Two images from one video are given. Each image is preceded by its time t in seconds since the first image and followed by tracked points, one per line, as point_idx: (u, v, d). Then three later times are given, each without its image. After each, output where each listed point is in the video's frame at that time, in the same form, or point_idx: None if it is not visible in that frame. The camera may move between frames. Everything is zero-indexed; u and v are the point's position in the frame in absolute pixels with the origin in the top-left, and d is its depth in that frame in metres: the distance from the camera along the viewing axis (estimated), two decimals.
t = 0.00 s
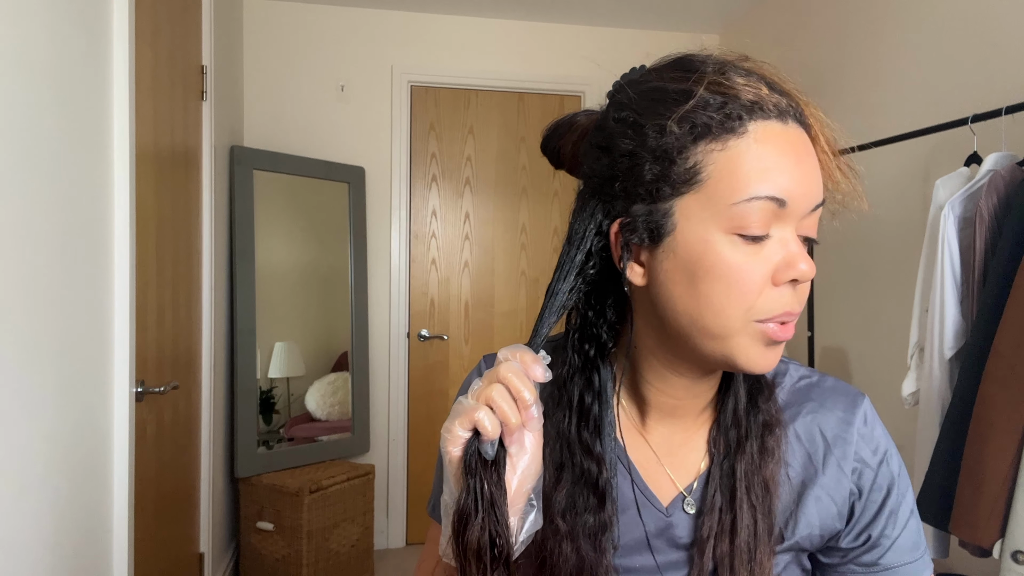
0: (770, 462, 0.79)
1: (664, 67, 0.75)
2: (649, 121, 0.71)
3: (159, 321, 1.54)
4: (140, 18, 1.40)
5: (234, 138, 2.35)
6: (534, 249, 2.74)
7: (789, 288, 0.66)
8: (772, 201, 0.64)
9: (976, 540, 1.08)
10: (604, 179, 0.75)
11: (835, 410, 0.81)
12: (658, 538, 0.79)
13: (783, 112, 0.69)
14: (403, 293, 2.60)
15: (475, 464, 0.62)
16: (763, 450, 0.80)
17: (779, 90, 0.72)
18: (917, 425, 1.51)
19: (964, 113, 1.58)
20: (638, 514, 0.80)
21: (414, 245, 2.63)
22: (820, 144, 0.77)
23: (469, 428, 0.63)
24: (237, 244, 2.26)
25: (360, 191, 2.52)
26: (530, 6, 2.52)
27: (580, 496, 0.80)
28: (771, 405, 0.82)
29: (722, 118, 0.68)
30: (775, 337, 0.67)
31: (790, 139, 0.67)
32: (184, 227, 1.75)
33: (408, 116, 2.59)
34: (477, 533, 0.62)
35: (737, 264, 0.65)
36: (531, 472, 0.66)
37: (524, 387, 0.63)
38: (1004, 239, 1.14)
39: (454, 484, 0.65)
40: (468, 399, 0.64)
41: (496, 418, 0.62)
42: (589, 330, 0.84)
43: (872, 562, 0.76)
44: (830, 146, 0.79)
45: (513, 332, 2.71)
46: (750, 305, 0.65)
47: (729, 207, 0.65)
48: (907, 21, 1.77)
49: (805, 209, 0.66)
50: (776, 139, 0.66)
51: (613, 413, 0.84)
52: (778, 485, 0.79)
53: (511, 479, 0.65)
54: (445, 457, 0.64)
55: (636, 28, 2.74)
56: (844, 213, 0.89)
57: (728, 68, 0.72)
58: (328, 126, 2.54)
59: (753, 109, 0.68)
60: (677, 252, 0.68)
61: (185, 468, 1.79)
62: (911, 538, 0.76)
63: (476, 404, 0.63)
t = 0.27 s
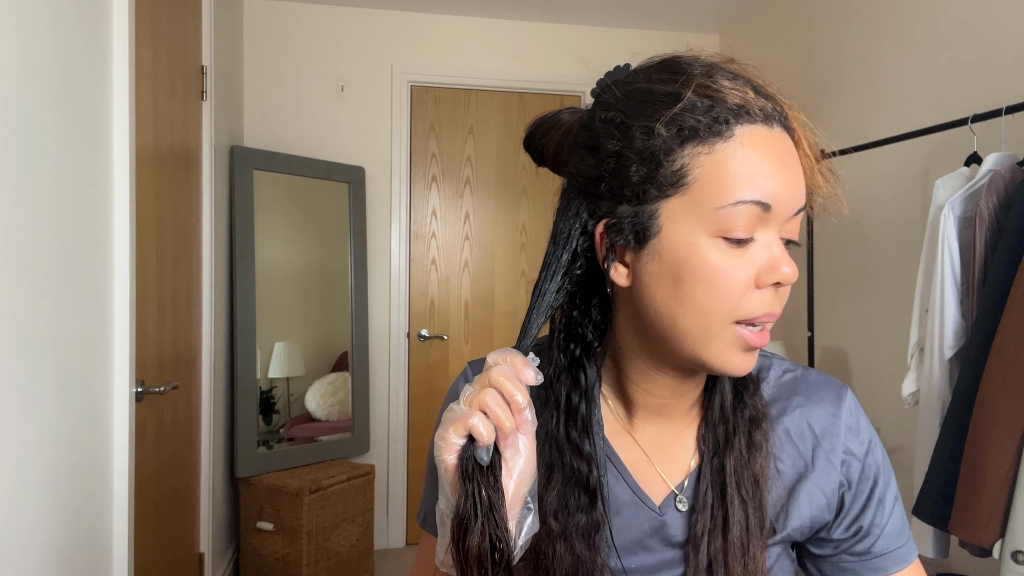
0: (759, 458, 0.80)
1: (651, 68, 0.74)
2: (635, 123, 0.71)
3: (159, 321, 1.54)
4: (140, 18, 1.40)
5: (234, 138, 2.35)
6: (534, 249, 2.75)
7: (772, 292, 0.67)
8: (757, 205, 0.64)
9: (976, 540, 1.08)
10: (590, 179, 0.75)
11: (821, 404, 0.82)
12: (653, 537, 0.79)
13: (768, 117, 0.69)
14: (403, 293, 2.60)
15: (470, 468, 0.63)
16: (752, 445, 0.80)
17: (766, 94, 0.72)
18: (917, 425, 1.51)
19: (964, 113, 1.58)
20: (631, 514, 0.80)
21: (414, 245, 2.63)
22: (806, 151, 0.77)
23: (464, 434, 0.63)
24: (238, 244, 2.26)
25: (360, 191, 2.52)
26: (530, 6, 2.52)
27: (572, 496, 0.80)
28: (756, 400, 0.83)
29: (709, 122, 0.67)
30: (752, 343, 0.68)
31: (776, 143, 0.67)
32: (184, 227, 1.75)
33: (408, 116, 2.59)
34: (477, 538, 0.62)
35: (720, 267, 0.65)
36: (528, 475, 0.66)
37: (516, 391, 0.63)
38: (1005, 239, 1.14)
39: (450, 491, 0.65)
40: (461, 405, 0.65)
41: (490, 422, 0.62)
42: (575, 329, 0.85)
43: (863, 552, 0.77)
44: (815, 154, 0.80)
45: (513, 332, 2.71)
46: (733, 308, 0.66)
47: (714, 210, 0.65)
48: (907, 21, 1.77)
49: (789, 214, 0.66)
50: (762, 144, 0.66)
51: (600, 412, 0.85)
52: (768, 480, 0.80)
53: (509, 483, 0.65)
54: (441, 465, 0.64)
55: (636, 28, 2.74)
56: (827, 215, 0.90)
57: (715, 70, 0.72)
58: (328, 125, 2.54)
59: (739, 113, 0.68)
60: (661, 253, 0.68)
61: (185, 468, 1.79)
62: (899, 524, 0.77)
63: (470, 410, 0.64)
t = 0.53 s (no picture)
0: (753, 453, 0.80)
1: (646, 69, 0.74)
2: (630, 123, 0.71)
3: (159, 321, 1.54)
4: (140, 18, 1.40)
5: (234, 138, 2.35)
6: (534, 249, 2.75)
7: (764, 291, 0.67)
8: (749, 204, 0.65)
9: (976, 540, 1.08)
10: (585, 180, 0.75)
11: (813, 398, 0.82)
12: (651, 533, 0.79)
13: (762, 118, 0.69)
14: (403, 293, 2.60)
15: (466, 465, 0.62)
16: (745, 440, 0.80)
17: (759, 95, 0.72)
18: (917, 425, 1.51)
19: (964, 113, 1.58)
20: (630, 510, 0.80)
21: (414, 245, 2.63)
22: (800, 153, 0.77)
23: (459, 430, 0.63)
24: (238, 245, 2.26)
25: (360, 191, 2.52)
26: (530, 6, 2.52)
27: (569, 492, 0.80)
28: (751, 395, 0.83)
29: (703, 122, 0.67)
30: (745, 342, 0.68)
31: (769, 143, 0.67)
32: (184, 227, 1.75)
33: (408, 116, 2.59)
34: (474, 532, 0.63)
35: (713, 265, 0.65)
36: (523, 471, 0.66)
37: (512, 387, 0.63)
38: (1004, 239, 1.14)
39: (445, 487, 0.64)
40: (456, 402, 0.64)
41: (486, 418, 0.62)
42: (570, 327, 0.84)
43: (862, 543, 0.76)
44: (813, 163, 0.80)
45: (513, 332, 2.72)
46: (726, 307, 0.66)
47: (707, 209, 0.65)
48: (906, 21, 1.77)
49: (781, 213, 0.66)
50: (755, 144, 0.67)
51: (596, 409, 0.85)
52: (763, 475, 0.80)
53: (504, 478, 0.65)
54: (437, 462, 0.64)
55: (635, 28, 2.74)
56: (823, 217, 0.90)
57: (710, 72, 0.72)
58: (327, 126, 2.54)
59: (732, 114, 0.68)
60: (655, 252, 0.68)
61: (185, 468, 1.79)
62: (897, 514, 0.75)
63: (466, 406, 0.63)
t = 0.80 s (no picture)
0: (748, 454, 0.80)
1: (645, 70, 0.74)
2: (627, 124, 0.71)
3: (159, 320, 1.54)
4: (140, 18, 1.40)
5: (234, 138, 2.35)
6: (534, 249, 2.75)
7: (759, 295, 0.67)
8: (745, 208, 0.64)
9: (976, 540, 1.08)
10: (582, 180, 0.75)
11: (812, 400, 0.82)
12: (645, 534, 0.79)
13: (760, 121, 0.69)
14: (403, 293, 2.61)
15: (453, 467, 0.63)
16: (741, 441, 0.80)
17: (758, 98, 0.71)
18: (918, 425, 1.51)
19: (964, 113, 1.57)
20: (623, 510, 0.80)
21: (414, 245, 2.63)
22: (797, 154, 0.77)
23: (447, 432, 0.63)
24: (238, 245, 2.26)
25: (360, 191, 2.52)
26: (530, 6, 2.52)
27: (560, 490, 0.81)
28: (748, 397, 0.83)
29: (700, 125, 0.67)
30: (740, 345, 0.68)
31: (767, 147, 0.67)
32: (184, 227, 1.75)
33: (408, 116, 2.59)
34: (459, 530, 0.63)
35: (708, 268, 0.65)
36: (512, 472, 0.66)
37: (500, 390, 0.63)
38: (1004, 239, 1.14)
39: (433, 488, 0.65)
40: (445, 404, 0.65)
41: (473, 422, 0.62)
42: (567, 327, 0.85)
43: (862, 547, 0.75)
44: (809, 160, 0.79)
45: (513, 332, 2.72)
46: (720, 311, 0.66)
47: (702, 213, 0.65)
48: (906, 21, 1.77)
49: (777, 217, 0.66)
50: (752, 147, 0.66)
51: (591, 408, 0.85)
52: (758, 476, 0.80)
53: (493, 479, 0.65)
54: (426, 462, 0.64)
55: (635, 28, 2.74)
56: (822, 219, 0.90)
57: (708, 73, 0.72)
58: (327, 126, 2.54)
59: (730, 117, 0.68)
60: (650, 254, 0.68)
61: (185, 468, 1.79)
62: (898, 518, 0.75)
63: (455, 408, 0.64)
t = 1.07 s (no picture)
0: (750, 455, 0.80)
1: (653, 69, 0.74)
2: (634, 124, 0.71)
3: (159, 320, 1.54)
4: (140, 18, 1.40)
5: (234, 138, 2.35)
6: (534, 249, 2.75)
7: (763, 297, 0.67)
8: (751, 210, 0.64)
9: (976, 540, 1.08)
10: (588, 178, 0.75)
11: (814, 401, 0.82)
12: (646, 535, 0.79)
13: (768, 122, 0.69)
14: (403, 293, 2.60)
15: (457, 466, 0.63)
16: (743, 442, 0.80)
17: (766, 99, 0.71)
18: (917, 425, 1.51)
19: (964, 113, 1.58)
20: (625, 511, 0.80)
21: (414, 245, 2.63)
22: (803, 153, 0.77)
23: (451, 431, 0.63)
24: (238, 245, 2.26)
25: (360, 191, 2.52)
26: (530, 6, 2.52)
27: (563, 489, 0.81)
28: (750, 398, 0.83)
29: (708, 126, 0.67)
30: (744, 346, 0.68)
31: (774, 148, 0.67)
32: (184, 227, 1.75)
33: (408, 116, 2.59)
34: (463, 529, 0.62)
35: (713, 269, 0.65)
36: (515, 472, 0.66)
37: (505, 390, 0.63)
38: (1004, 239, 1.14)
39: (437, 486, 0.65)
40: (449, 402, 0.65)
41: (477, 421, 0.62)
42: (570, 325, 0.85)
43: (862, 549, 0.75)
44: (813, 158, 0.79)
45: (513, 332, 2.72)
46: (725, 313, 0.66)
47: (708, 214, 0.65)
48: (906, 22, 1.77)
49: (783, 219, 0.66)
50: (760, 149, 0.66)
51: (592, 408, 0.85)
52: (760, 477, 0.80)
53: (496, 480, 0.65)
54: (429, 462, 0.65)
55: (635, 28, 2.74)
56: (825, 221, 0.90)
57: (716, 73, 0.72)
58: (327, 126, 2.54)
59: (738, 118, 0.68)
60: (655, 254, 0.68)
61: (185, 469, 1.79)
62: (899, 520, 0.75)
63: (459, 407, 0.64)
